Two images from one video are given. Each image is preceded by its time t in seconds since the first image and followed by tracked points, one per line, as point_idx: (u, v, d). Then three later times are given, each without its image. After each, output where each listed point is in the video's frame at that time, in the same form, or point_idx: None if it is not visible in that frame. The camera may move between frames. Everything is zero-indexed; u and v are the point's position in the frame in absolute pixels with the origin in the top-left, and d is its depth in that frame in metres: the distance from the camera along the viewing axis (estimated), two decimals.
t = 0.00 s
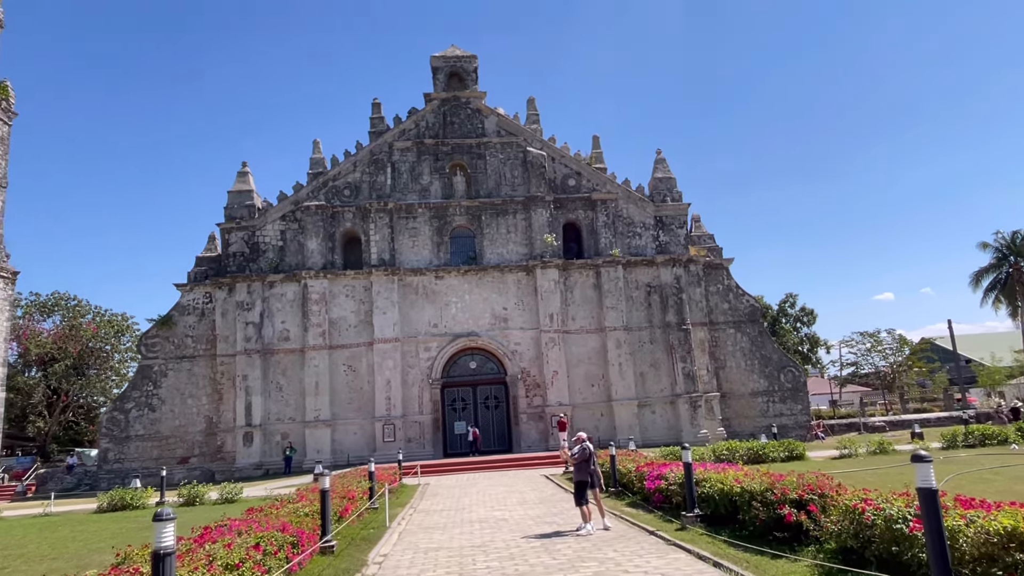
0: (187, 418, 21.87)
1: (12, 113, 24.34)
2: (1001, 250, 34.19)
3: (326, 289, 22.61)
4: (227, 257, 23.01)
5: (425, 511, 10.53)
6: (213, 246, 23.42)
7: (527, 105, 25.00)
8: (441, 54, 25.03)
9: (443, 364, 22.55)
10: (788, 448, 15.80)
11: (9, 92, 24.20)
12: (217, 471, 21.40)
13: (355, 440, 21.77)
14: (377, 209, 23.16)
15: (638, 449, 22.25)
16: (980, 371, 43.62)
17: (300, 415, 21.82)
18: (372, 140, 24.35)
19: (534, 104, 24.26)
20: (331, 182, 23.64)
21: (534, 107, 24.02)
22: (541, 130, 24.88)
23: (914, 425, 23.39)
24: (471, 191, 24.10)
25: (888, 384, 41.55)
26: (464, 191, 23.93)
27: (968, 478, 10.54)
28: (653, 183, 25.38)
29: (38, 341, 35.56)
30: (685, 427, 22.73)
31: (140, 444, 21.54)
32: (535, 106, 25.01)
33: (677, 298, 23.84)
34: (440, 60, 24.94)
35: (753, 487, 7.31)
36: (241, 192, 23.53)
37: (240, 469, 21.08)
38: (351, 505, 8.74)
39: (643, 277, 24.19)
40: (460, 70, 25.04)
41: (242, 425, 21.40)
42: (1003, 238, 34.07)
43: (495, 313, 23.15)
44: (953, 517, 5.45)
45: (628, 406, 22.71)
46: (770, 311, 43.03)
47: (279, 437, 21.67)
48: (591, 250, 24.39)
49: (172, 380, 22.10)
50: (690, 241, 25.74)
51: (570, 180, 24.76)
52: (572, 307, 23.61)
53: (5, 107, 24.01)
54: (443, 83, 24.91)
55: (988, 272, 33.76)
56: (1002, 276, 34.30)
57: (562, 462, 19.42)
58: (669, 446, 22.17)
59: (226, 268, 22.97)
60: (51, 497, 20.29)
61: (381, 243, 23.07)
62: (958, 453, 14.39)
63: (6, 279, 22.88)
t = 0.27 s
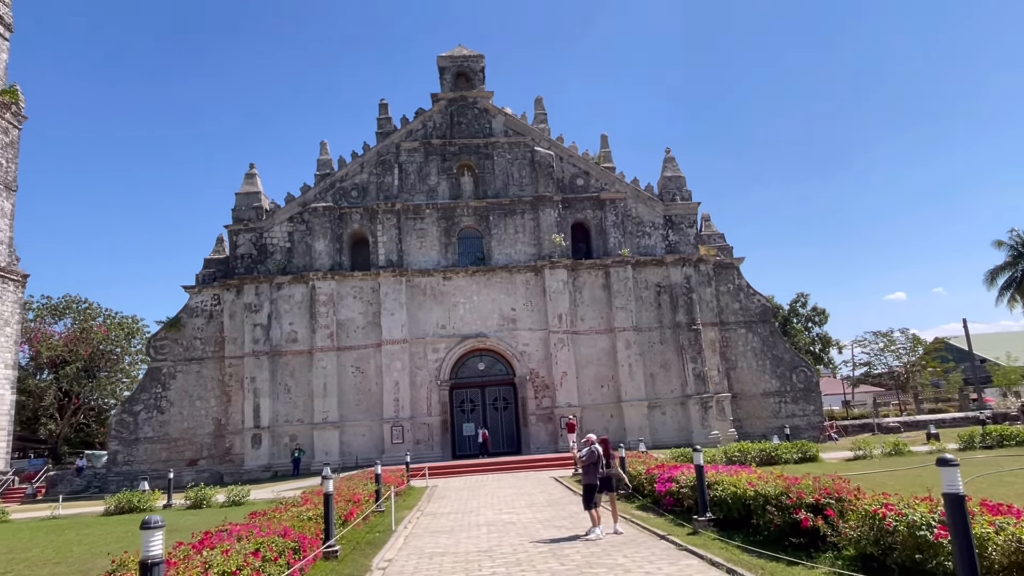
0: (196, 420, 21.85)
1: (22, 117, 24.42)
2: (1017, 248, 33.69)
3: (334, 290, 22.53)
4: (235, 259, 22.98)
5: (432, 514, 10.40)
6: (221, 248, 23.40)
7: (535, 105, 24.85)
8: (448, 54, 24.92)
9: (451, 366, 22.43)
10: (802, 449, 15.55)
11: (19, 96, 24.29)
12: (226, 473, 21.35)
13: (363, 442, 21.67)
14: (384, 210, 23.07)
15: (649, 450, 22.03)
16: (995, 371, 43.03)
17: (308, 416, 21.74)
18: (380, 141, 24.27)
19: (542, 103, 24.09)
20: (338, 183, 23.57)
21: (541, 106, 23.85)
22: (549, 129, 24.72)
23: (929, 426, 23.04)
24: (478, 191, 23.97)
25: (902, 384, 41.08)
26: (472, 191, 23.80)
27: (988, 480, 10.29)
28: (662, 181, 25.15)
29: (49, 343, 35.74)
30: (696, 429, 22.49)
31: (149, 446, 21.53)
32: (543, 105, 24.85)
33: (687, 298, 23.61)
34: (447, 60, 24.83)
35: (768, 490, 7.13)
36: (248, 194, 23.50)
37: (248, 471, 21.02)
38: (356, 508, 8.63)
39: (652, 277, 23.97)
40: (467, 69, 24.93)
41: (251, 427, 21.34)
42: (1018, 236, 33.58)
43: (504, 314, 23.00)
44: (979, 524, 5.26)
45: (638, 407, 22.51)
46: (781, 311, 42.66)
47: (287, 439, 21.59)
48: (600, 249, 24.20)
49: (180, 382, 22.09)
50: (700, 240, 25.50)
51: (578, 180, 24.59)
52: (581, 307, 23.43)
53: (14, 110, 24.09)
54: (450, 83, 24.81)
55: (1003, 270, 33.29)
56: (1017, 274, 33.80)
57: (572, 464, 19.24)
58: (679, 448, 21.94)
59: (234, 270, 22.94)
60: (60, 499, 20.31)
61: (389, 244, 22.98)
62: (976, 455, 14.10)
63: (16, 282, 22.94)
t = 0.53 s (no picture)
0: (207, 423, 21.84)
1: (34, 123, 24.56)
2: None
3: (344, 292, 22.46)
4: (245, 262, 22.97)
5: (442, 517, 10.26)
6: (232, 251, 23.40)
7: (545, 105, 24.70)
8: (457, 55, 24.84)
9: (462, 368, 22.29)
10: (819, 451, 15.30)
11: (32, 101, 24.43)
12: (237, 476, 21.32)
13: (374, 445, 21.58)
14: (394, 212, 22.98)
15: (662, 452, 21.79)
16: (1014, 371, 42.36)
17: (319, 419, 21.68)
18: (389, 143, 24.21)
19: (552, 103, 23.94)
20: (348, 185, 23.53)
21: (551, 106, 23.69)
22: (559, 129, 24.56)
23: (948, 427, 22.64)
24: (488, 192, 23.83)
25: (919, 385, 40.53)
26: (481, 192, 23.69)
27: (1013, 483, 10.01)
28: (673, 181, 24.92)
29: (64, 348, 35.97)
30: (710, 431, 22.22)
31: (161, 449, 21.55)
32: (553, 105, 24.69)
33: (700, 298, 23.36)
34: (456, 61, 24.75)
35: (788, 494, 6.94)
36: (258, 197, 23.50)
37: (260, 474, 20.98)
38: (365, 512, 8.50)
39: (664, 277, 23.75)
40: (476, 70, 24.83)
41: (262, 430, 21.30)
42: None
43: (515, 315, 22.85)
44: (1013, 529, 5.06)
45: (651, 409, 22.28)
46: (795, 311, 42.23)
47: (298, 442, 21.53)
48: (611, 250, 24.01)
49: (192, 386, 22.10)
50: (712, 240, 25.24)
51: (588, 180, 24.40)
52: (592, 308, 23.25)
53: (27, 116, 24.23)
54: (459, 83, 24.72)
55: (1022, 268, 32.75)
56: None
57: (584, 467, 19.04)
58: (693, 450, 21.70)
59: (244, 273, 22.94)
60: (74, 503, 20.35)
61: (399, 246, 22.89)
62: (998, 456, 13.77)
63: (29, 287, 23.04)
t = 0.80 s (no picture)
0: (219, 428, 21.83)
1: (47, 130, 24.71)
2: None
3: (355, 296, 22.40)
4: (256, 266, 22.96)
5: (454, 523, 10.12)
6: (243, 256, 23.40)
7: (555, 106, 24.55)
8: (466, 57, 24.76)
9: (473, 371, 22.16)
10: (837, 454, 15.01)
11: (45, 109, 24.57)
12: (249, 481, 21.28)
13: (386, 449, 21.48)
14: (404, 215, 22.90)
15: (676, 455, 21.54)
16: None
17: (331, 423, 21.61)
18: (398, 146, 24.15)
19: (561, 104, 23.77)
20: (358, 189, 23.49)
21: (561, 107, 23.52)
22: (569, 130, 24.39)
23: (968, 428, 22.24)
24: (498, 194, 23.70)
25: (937, 385, 39.95)
26: (491, 194, 23.57)
27: None
28: (685, 181, 24.69)
29: (79, 354, 36.20)
30: (725, 433, 21.95)
31: (174, 454, 21.55)
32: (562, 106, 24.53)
33: (713, 299, 23.10)
34: (465, 63, 24.66)
35: (809, 500, 6.75)
36: (269, 201, 23.49)
37: (272, 479, 20.94)
38: (374, 518, 8.38)
39: (677, 278, 23.52)
40: (485, 72, 24.74)
41: (273, 435, 21.27)
42: None
43: (526, 318, 22.69)
44: None
45: (665, 411, 22.05)
46: (810, 312, 41.78)
47: (309, 447, 21.47)
48: (623, 251, 23.81)
49: (204, 391, 22.10)
50: (725, 240, 24.97)
51: (599, 181, 24.22)
52: (604, 310, 23.05)
53: (40, 123, 24.38)
54: (468, 85, 24.63)
55: None
56: None
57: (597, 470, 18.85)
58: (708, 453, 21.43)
59: (255, 277, 22.92)
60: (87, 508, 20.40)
61: (409, 249, 22.80)
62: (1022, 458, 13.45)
63: (43, 293, 23.15)
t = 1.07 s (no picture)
0: (232, 434, 21.84)
1: (61, 139, 24.90)
2: None
3: (366, 300, 22.35)
4: (268, 272, 22.97)
5: (465, 529, 9.99)
6: (255, 262, 23.42)
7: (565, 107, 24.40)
8: (475, 60, 24.69)
9: (485, 375, 22.03)
10: (856, 456, 14.71)
11: (58, 118, 24.76)
12: (262, 486, 21.26)
13: (398, 453, 21.38)
14: (414, 219, 22.84)
15: (692, 459, 21.29)
16: None
17: (343, 428, 21.54)
18: (409, 149, 24.10)
19: (571, 105, 23.63)
20: (368, 194, 23.46)
21: (571, 109, 23.38)
22: (580, 131, 24.24)
23: (990, 430, 21.81)
24: (509, 197, 23.57)
25: (957, 386, 39.31)
26: (502, 197, 23.45)
27: None
28: (697, 181, 24.45)
29: (95, 361, 36.47)
30: (741, 436, 21.67)
31: (187, 460, 21.58)
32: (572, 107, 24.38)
33: (728, 300, 22.83)
34: (474, 66, 24.59)
35: (830, 504, 6.58)
36: (280, 207, 23.51)
37: (285, 484, 20.89)
38: (384, 525, 8.28)
39: (690, 279, 23.28)
40: (495, 74, 24.66)
41: (286, 440, 21.24)
42: None
43: (538, 321, 22.54)
44: None
45: (679, 414, 21.81)
46: (826, 313, 41.29)
47: (322, 452, 21.41)
48: (635, 252, 23.61)
49: (217, 396, 22.12)
50: (739, 240, 24.69)
51: (610, 182, 24.04)
52: (617, 312, 22.86)
53: (53, 132, 24.58)
54: (478, 88, 24.56)
55: None
56: None
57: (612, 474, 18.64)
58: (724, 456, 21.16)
59: (267, 283, 22.93)
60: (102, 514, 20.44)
61: (420, 253, 22.72)
62: None
63: (58, 300, 23.30)
